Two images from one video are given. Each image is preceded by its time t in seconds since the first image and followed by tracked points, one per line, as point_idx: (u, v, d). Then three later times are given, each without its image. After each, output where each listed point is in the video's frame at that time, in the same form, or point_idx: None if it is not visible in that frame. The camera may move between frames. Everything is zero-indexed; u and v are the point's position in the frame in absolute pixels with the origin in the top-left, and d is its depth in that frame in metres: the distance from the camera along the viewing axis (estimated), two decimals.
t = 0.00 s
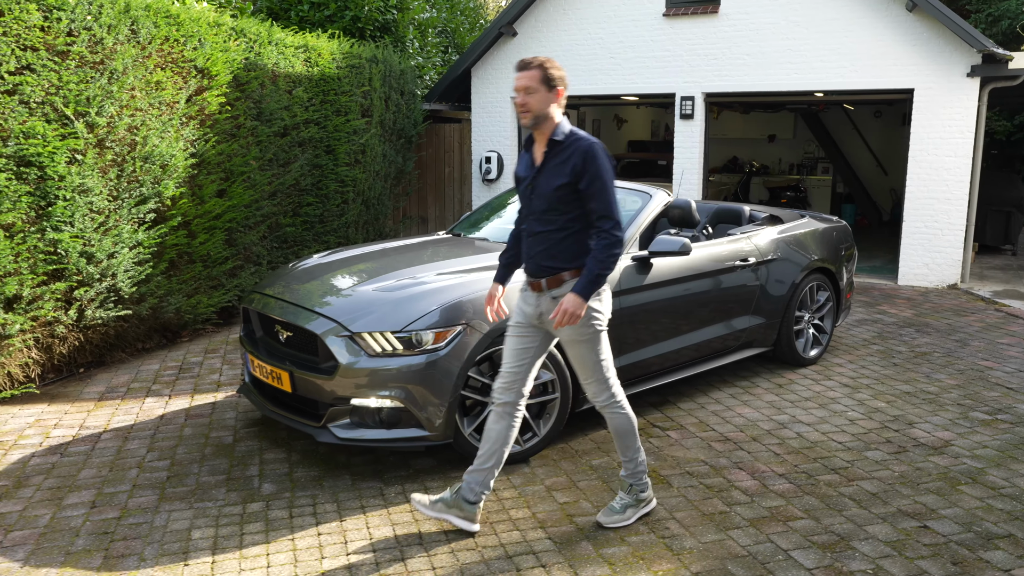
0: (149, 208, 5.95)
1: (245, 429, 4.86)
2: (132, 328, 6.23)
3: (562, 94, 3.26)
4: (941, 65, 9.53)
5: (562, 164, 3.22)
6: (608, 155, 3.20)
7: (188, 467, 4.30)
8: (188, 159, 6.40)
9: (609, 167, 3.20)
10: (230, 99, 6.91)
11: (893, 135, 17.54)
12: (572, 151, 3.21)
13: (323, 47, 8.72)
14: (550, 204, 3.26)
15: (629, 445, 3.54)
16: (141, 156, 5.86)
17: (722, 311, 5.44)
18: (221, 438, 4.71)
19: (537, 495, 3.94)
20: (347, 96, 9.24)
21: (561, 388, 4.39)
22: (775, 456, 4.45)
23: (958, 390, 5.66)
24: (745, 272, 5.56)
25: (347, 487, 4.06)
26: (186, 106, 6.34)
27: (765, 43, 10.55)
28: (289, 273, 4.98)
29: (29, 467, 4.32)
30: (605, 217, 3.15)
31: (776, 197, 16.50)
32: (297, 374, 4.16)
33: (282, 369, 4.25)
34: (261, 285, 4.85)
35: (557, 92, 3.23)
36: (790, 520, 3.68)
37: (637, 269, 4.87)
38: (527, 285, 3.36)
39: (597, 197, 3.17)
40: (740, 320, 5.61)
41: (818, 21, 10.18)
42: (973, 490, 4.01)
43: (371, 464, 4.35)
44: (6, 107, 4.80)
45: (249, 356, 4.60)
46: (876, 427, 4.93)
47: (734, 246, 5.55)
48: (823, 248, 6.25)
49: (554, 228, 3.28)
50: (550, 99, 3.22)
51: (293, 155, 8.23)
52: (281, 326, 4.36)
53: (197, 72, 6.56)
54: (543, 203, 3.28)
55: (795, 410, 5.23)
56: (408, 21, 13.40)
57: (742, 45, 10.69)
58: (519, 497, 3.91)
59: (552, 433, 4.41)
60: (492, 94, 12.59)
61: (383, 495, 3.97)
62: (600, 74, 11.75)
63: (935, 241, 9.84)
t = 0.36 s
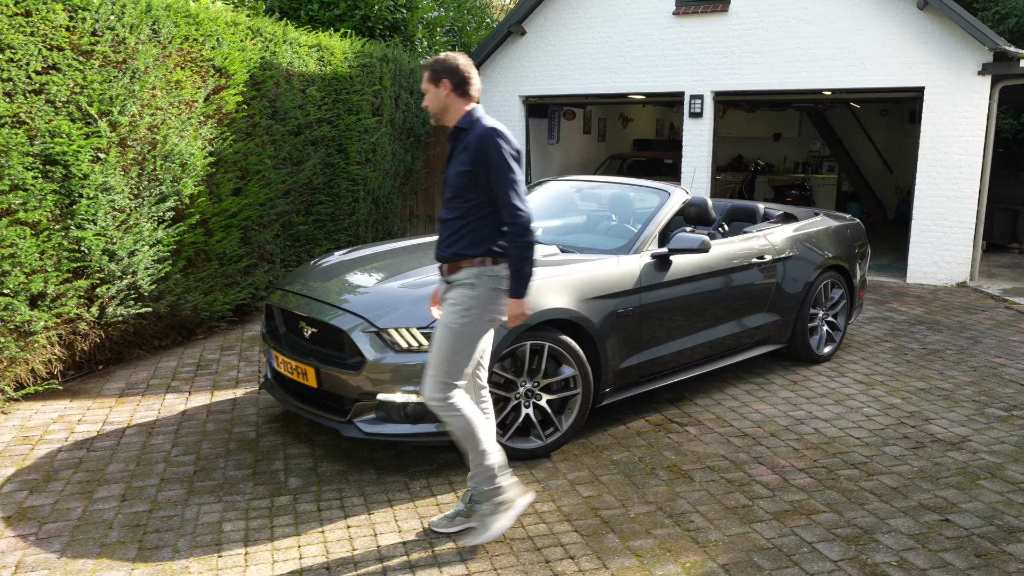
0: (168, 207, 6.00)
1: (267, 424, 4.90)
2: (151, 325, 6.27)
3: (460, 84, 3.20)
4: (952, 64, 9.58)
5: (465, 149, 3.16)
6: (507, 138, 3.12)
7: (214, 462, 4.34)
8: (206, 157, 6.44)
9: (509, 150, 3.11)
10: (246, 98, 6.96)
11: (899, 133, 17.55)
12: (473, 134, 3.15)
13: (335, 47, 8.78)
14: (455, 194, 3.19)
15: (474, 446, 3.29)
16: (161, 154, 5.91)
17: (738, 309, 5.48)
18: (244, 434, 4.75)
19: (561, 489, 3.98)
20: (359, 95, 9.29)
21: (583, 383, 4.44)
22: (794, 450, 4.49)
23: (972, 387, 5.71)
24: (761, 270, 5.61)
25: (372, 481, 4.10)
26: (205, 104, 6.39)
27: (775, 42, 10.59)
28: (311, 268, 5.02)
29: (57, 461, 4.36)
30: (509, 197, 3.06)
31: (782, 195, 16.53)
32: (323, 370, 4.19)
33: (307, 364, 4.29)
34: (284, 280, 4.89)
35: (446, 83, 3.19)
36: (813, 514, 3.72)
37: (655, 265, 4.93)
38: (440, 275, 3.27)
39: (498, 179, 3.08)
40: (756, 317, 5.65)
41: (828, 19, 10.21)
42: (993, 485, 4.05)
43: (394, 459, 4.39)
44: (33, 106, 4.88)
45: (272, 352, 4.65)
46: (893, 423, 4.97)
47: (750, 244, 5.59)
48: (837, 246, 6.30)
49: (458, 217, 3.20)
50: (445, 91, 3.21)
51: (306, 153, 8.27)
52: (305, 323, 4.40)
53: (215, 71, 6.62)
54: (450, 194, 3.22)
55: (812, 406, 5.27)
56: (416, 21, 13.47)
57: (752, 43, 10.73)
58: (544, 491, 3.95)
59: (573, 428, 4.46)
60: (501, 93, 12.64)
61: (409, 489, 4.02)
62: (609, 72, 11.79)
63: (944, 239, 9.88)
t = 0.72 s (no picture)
0: (184, 204, 6.04)
1: (285, 421, 4.94)
2: (166, 322, 6.31)
3: (370, 96, 3.25)
4: (960, 63, 9.61)
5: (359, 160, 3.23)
6: (380, 150, 3.07)
7: (235, 457, 4.37)
8: (221, 155, 6.49)
9: (378, 162, 3.07)
10: (260, 97, 7.01)
11: (905, 133, 17.60)
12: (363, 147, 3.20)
13: (347, 46, 8.86)
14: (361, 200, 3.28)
15: (334, 449, 3.47)
16: (178, 153, 5.96)
17: (752, 306, 5.52)
18: (263, 430, 4.79)
19: (580, 484, 4.02)
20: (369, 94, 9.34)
21: (600, 380, 4.48)
22: (810, 447, 4.52)
23: (984, 384, 5.73)
24: (774, 268, 5.64)
25: (392, 477, 4.14)
26: (220, 103, 6.44)
27: (783, 41, 10.62)
28: (328, 266, 5.05)
29: (79, 457, 4.40)
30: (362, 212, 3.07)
31: (788, 195, 16.55)
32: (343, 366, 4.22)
33: (327, 361, 4.32)
34: (301, 278, 4.93)
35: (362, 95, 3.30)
36: (831, 509, 3.76)
37: (671, 263, 4.97)
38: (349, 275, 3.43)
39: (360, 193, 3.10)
40: (770, 314, 5.69)
41: (836, 19, 10.24)
42: (1009, 481, 4.08)
43: (413, 454, 4.42)
44: (53, 104, 4.93)
45: (291, 348, 4.68)
46: (907, 420, 5.00)
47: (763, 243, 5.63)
48: (849, 244, 6.33)
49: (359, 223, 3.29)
50: (365, 103, 3.30)
51: (318, 152, 8.33)
52: (325, 319, 4.43)
53: (229, 70, 6.67)
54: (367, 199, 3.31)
55: (825, 403, 5.30)
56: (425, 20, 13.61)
57: (760, 43, 10.77)
58: (563, 487, 3.99)
59: (591, 424, 4.50)
60: (509, 92, 12.67)
61: (429, 484, 4.05)
62: (617, 71, 11.82)
63: (952, 238, 9.91)
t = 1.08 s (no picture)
0: (194, 203, 6.05)
1: (296, 419, 4.95)
2: (175, 320, 6.31)
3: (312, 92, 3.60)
4: (967, 62, 9.60)
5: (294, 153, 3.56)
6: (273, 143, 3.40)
7: (247, 456, 4.38)
8: (230, 154, 6.49)
9: (268, 153, 3.40)
10: (268, 97, 7.03)
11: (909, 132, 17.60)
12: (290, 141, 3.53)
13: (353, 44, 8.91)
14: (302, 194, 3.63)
15: (320, 433, 3.53)
16: (187, 152, 5.96)
17: (762, 305, 5.52)
18: (274, 428, 4.80)
19: (592, 483, 4.03)
20: (376, 93, 9.34)
21: (611, 379, 4.49)
22: (821, 446, 4.52)
23: (994, 383, 5.73)
24: (783, 267, 5.64)
25: (405, 475, 4.14)
26: (229, 102, 6.44)
27: (789, 40, 10.62)
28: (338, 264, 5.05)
29: (92, 454, 4.42)
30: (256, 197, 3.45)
31: (792, 194, 16.53)
32: (355, 364, 4.22)
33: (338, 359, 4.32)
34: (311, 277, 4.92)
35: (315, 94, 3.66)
36: (844, 507, 3.76)
37: (681, 262, 4.97)
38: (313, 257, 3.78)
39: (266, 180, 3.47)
40: (779, 313, 5.69)
41: (843, 18, 10.24)
42: (1021, 480, 4.08)
43: (424, 453, 4.43)
44: (65, 103, 4.94)
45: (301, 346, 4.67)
46: (917, 418, 5.00)
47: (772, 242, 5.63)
48: (858, 243, 6.33)
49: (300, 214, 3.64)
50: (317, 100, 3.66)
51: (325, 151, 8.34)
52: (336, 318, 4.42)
53: (238, 68, 6.67)
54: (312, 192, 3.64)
55: (835, 402, 5.30)
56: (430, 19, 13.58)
57: (767, 42, 10.76)
58: (575, 485, 4.00)
59: (602, 422, 4.51)
60: (515, 91, 12.66)
61: (442, 483, 4.06)
62: (623, 70, 11.82)
63: (959, 237, 9.90)
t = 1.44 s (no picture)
0: (198, 202, 6.02)
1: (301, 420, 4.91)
2: (179, 321, 6.28)
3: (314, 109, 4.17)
4: (973, 60, 9.54)
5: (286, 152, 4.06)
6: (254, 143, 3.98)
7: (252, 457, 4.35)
8: (234, 154, 6.46)
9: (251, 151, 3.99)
10: (272, 96, 7.01)
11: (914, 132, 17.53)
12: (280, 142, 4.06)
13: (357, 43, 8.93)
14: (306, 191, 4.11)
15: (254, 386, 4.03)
16: (190, 151, 5.93)
17: (769, 305, 5.48)
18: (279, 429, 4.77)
19: (600, 485, 3.99)
20: (379, 92, 9.31)
21: (619, 379, 4.45)
22: (831, 447, 4.48)
23: (1003, 383, 5.69)
24: (791, 266, 5.60)
25: (411, 477, 4.11)
26: (232, 101, 6.41)
27: (794, 39, 10.57)
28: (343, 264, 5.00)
29: (95, 456, 4.39)
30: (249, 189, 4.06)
31: (797, 193, 16.48)
32: (361, 365, 4.17)
33: (344, 360, 4.28)
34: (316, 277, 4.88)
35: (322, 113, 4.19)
36: (855, 509, 3.72)
37: (688, 262, 4.93)
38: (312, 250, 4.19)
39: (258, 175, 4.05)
40: (787, 313, 5.65)
41: (848, 16, 10.19)
42: None
43: (431, 454, 4.40)
44: (67, 102, 4.91)
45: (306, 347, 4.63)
46: (927, 419, 4.96)
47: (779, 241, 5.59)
48: (865, 243, 6.29)
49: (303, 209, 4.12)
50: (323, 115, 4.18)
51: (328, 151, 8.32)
52: (341, 318, 4.38)
53: (241, 67, 6.65)
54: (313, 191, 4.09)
55: (844, 402, 5.26)
56: (433, 18, 13.55)
57: (772, 40, 10.71)
58: (583, 487, 3.96)
59: (610, 424, 4.47)
60: (518, 90, 12.63)
61: (448, 484, 4.02)
62: (627, 69, 11.78)
63: (965, 237, 9.85)
